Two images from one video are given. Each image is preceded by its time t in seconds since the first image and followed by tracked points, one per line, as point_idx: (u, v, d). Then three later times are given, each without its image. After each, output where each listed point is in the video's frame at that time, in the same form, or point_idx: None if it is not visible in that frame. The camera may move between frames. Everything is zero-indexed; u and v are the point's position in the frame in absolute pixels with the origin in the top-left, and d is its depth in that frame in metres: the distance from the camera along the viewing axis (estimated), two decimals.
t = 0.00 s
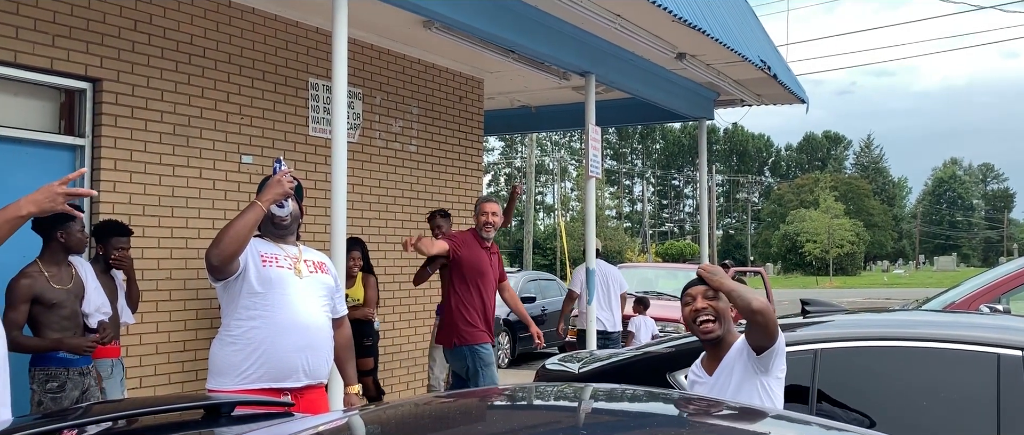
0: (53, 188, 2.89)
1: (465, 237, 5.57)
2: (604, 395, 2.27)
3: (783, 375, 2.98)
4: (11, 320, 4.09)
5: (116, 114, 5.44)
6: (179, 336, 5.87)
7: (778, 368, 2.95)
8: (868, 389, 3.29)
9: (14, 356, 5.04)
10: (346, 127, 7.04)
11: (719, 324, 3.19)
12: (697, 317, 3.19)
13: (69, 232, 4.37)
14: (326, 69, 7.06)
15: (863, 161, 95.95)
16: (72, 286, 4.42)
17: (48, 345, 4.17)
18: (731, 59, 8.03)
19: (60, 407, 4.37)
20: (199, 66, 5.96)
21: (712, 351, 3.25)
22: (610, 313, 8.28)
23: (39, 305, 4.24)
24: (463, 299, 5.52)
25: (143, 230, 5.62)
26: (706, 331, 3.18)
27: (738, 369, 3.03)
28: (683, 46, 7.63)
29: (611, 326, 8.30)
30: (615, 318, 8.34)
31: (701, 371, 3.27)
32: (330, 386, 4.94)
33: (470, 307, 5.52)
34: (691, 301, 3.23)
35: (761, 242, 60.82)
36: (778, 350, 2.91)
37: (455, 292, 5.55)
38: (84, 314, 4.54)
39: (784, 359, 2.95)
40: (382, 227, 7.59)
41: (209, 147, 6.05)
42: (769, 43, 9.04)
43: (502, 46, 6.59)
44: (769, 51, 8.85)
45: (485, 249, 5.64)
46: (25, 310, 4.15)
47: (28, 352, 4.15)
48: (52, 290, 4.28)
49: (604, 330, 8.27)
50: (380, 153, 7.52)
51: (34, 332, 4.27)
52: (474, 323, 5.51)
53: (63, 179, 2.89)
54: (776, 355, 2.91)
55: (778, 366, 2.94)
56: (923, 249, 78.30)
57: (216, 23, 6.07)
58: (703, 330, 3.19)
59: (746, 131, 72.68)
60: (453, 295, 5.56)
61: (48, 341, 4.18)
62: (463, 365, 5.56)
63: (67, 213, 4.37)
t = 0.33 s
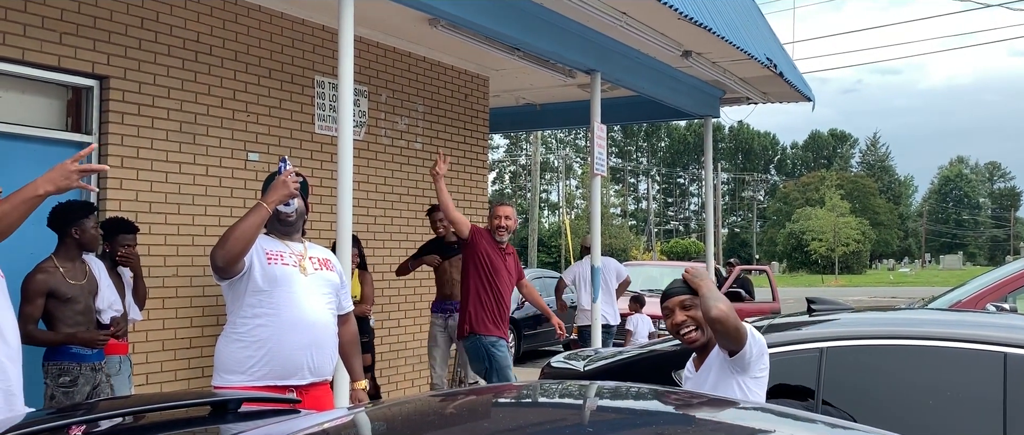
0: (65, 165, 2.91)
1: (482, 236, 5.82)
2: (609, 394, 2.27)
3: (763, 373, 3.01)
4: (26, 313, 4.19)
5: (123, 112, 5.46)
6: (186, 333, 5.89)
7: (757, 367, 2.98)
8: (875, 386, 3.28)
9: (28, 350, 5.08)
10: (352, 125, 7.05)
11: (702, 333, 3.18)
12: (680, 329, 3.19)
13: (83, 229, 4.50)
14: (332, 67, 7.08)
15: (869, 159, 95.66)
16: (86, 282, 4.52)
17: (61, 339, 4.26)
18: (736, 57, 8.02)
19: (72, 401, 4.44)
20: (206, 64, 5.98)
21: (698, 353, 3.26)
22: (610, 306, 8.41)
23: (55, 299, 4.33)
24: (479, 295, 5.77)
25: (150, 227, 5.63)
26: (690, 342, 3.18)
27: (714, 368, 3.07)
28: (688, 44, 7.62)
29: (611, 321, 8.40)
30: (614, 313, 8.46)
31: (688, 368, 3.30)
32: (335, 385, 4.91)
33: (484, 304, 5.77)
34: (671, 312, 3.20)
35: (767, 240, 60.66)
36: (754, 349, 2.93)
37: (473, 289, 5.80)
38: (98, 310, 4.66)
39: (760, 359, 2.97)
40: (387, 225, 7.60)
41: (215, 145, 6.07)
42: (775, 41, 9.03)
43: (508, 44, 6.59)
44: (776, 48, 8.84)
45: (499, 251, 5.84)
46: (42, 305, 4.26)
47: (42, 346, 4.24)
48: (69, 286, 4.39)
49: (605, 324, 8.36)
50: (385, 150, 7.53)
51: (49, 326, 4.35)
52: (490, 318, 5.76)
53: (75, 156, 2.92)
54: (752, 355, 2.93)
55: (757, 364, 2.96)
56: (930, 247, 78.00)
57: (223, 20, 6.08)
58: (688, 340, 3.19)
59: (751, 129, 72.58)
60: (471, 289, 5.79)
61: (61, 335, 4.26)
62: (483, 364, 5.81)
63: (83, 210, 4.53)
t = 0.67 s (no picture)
0: (76, 150, 2.93)
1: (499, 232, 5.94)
2: (614, 393, 2.27)
3: (738, 375, 3.23)
4: (38, 310, 4.27)
5: (129, 111, 5.47)
6: (191, 332, 5.90)
7: (728, 367, 3.21)
8: (880, 385, 3.28)
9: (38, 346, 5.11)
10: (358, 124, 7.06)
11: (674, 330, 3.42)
12: (654, 324, 3.47)
13: (96, 227, 4.60)
14: (338, 66, 7.08)
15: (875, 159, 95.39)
16: (98, 281, 4.57)
17: (71, 336, 4.30)
18: (741, 56, 8.02)
19: (81, 397, 4.45)
20: (212, 63, 5.99)
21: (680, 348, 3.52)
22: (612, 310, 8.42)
23: (66, 297, 4.38)
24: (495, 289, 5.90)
25: (156, 226, 5.65)
26: (663, 337, 3.43)
27: (692, 365, 3.35)
28: (694, 43, 7.60)
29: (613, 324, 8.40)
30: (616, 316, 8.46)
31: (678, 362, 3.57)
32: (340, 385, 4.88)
33: (501, 298, 5.91)
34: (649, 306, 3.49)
35: (772, 240, 60.49)
36: (723, 348, 3.19)
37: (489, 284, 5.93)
38: (110, 309, 4.70)
39: (732, 358, 3.21)
40: (392, 223, 7.62)
41: (222, 143, 6.09)
42: (781, 40, 9.00)
43: (514, 44, 6.59)
44: (782, 47, 8.82)
45: (515, 248, 5.97)
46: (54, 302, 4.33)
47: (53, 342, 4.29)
48: (81, 285, 4.45)
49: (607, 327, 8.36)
50: (390, 150, 7.53)
51: (61, 323, 4.41)
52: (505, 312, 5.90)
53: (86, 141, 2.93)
54: (721, 353, 3.18)
55: (729, 363, 3.20)
56: (936, 247, 77.69)
57: (229, 20, 6.09)
58: (662, 335, 3.45)
59: (758, 128, 72.43)
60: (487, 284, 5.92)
61: (72, 332, 4.31)
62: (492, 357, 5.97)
63: (96, 210, 4.63)
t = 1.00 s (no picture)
0: (82, 152, 2.91)
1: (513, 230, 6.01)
2: (618, 393, 2.26)
3: (698, 378, 3.33)
4: (44, 311, 4.29)
5: (134, 110, 5.48)
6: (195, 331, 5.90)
7: (686, 368, 3.36)
8: (885, 386, 3.26)
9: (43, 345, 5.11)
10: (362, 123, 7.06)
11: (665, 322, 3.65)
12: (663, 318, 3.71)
13: (105, 229, 4.61)
14: (342, 65, 7.09)
15: (880, 158, 95.13)
16: (106, 282, 4.59)
17: (76, 335, 4.31)
18: (747, 56, 8.00)
19: (88, 395, 4.45)
20: (216, 63, 5.99)
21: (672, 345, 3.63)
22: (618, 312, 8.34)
23: (74, 296, 4.41)
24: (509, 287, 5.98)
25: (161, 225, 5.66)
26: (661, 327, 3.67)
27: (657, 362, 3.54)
28: (699, 42, 7.58)
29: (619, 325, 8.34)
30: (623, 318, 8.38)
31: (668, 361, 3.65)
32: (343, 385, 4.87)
33: (516, 295, 5.99)
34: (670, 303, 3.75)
35: (777, 239, 60.30)
36: (675, 348, 3.38)
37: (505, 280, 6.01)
38: (116, 311, 4.64)
39: (686, 359, 3.36)
40: (397, 223, 7.62)
41: (226, 143, 6.10)
42: (786, 39, 8.98)
43: (518, 43, 6.59)
44: (786, 47, 8.80)
45: (528, 246, 6.04)
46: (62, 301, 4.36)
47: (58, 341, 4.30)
48: (88, 285, 4.47)
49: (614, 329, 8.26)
50: (394, 150, 7.53)
51: (68, 323, 4.43)
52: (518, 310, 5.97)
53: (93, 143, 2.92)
54: (672, 352, 3.38)
55: (685, 364, 3.36)
56: (942, 247, 77.39)
57: (233, 19, 6.10)
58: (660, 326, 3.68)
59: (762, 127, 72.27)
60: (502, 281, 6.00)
61: (77, 331, 4.32)
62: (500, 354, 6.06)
63: (104, 211, 4.64)
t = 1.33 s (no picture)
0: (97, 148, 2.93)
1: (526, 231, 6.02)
2: (622, 392, 2.25)
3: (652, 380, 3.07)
4: (48, 307, 4.30)
5: (138, 109, 5.48)
6: (198, 330, 5.91)
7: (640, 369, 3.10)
8: (889, 386, 3.25)
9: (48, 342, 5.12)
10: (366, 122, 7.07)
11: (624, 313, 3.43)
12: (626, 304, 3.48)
13: (111, 227, 4.62)
14: (345, 64, 7.09)
15: (885, 158, 94.88)
16: (112, 280, 4.60)
17: (79, 333, 4.33)
18: (751, 54, 7.98)
19: (91, 392, 4.45)
20: (220, 61, 6.00)
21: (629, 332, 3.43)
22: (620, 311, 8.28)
23: (79, 294, 4.42)
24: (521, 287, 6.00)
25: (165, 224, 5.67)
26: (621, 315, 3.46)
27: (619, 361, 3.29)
28: (703, 41, 7.57)
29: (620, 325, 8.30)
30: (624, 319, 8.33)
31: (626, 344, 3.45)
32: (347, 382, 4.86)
33: (528, 295, 6.01)
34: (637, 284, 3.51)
35: (782, 239, 60.15)
36: (624, 349, 3.12)
37: (518, 280, 6.03)
38: (122, 308, 4.67)
39: (637, 361, 3.09)
40: (400, 222, 7.62)
41: (230, 141, 6.10)
42: (790, 38, 8.97)
43: (521, 42, 6.58)
44: (790, 46, 8.78)
45: (541, 247, 6.04)
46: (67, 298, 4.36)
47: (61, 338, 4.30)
48: (93, 282, 4.48)
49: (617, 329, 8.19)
50: (398, 149, 7.54)
51: (73, 320, 4.43)
52: (530, 310, 5.99)
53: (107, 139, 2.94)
54: (622, 354, 3.12)
55: (638, 366, 3.10)
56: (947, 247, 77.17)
57: (236, 18, 6.10)
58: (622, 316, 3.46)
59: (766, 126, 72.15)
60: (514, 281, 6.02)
61: (79, 329, 4.33)
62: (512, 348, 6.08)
63: (110, 210, 4.65)
